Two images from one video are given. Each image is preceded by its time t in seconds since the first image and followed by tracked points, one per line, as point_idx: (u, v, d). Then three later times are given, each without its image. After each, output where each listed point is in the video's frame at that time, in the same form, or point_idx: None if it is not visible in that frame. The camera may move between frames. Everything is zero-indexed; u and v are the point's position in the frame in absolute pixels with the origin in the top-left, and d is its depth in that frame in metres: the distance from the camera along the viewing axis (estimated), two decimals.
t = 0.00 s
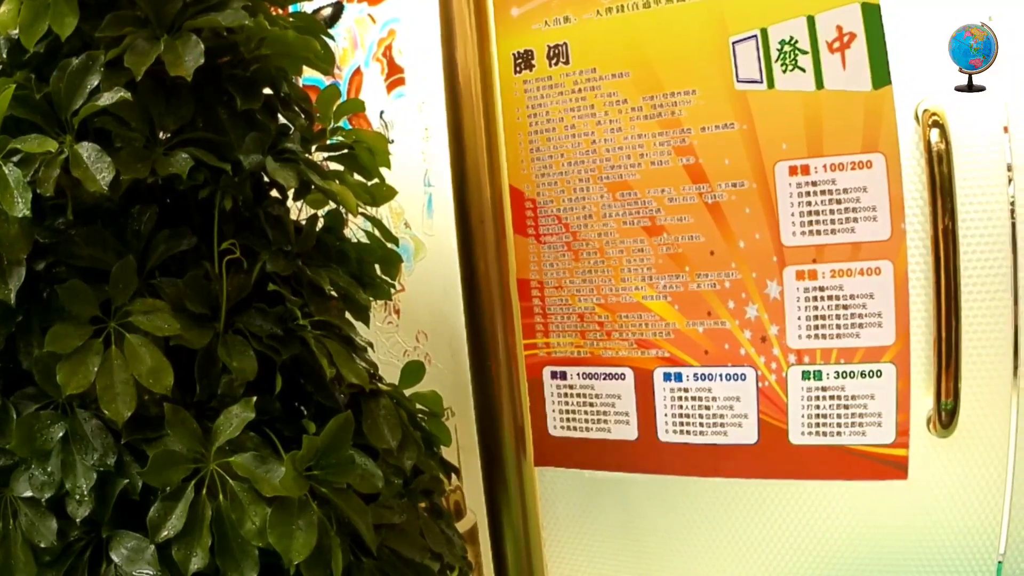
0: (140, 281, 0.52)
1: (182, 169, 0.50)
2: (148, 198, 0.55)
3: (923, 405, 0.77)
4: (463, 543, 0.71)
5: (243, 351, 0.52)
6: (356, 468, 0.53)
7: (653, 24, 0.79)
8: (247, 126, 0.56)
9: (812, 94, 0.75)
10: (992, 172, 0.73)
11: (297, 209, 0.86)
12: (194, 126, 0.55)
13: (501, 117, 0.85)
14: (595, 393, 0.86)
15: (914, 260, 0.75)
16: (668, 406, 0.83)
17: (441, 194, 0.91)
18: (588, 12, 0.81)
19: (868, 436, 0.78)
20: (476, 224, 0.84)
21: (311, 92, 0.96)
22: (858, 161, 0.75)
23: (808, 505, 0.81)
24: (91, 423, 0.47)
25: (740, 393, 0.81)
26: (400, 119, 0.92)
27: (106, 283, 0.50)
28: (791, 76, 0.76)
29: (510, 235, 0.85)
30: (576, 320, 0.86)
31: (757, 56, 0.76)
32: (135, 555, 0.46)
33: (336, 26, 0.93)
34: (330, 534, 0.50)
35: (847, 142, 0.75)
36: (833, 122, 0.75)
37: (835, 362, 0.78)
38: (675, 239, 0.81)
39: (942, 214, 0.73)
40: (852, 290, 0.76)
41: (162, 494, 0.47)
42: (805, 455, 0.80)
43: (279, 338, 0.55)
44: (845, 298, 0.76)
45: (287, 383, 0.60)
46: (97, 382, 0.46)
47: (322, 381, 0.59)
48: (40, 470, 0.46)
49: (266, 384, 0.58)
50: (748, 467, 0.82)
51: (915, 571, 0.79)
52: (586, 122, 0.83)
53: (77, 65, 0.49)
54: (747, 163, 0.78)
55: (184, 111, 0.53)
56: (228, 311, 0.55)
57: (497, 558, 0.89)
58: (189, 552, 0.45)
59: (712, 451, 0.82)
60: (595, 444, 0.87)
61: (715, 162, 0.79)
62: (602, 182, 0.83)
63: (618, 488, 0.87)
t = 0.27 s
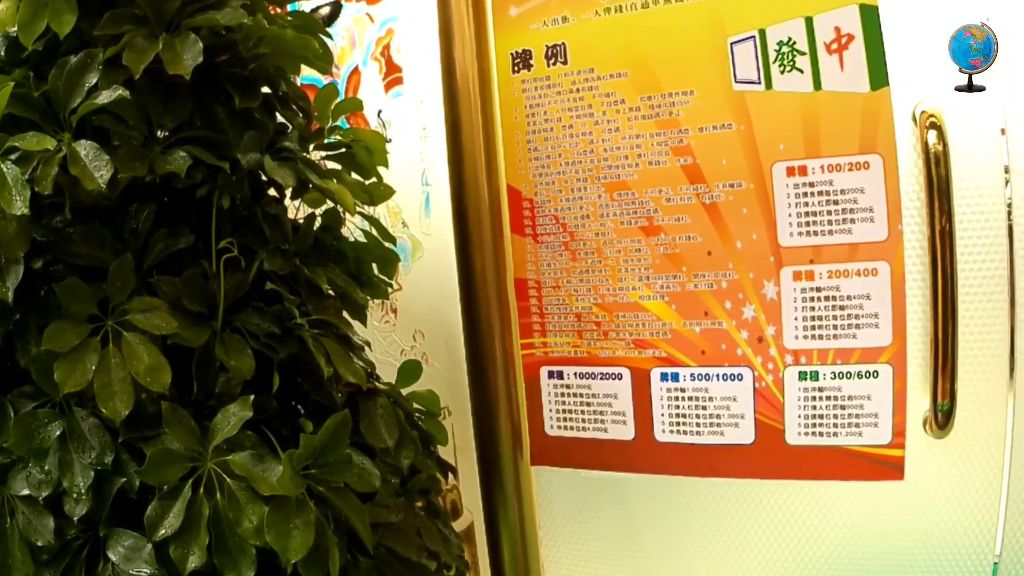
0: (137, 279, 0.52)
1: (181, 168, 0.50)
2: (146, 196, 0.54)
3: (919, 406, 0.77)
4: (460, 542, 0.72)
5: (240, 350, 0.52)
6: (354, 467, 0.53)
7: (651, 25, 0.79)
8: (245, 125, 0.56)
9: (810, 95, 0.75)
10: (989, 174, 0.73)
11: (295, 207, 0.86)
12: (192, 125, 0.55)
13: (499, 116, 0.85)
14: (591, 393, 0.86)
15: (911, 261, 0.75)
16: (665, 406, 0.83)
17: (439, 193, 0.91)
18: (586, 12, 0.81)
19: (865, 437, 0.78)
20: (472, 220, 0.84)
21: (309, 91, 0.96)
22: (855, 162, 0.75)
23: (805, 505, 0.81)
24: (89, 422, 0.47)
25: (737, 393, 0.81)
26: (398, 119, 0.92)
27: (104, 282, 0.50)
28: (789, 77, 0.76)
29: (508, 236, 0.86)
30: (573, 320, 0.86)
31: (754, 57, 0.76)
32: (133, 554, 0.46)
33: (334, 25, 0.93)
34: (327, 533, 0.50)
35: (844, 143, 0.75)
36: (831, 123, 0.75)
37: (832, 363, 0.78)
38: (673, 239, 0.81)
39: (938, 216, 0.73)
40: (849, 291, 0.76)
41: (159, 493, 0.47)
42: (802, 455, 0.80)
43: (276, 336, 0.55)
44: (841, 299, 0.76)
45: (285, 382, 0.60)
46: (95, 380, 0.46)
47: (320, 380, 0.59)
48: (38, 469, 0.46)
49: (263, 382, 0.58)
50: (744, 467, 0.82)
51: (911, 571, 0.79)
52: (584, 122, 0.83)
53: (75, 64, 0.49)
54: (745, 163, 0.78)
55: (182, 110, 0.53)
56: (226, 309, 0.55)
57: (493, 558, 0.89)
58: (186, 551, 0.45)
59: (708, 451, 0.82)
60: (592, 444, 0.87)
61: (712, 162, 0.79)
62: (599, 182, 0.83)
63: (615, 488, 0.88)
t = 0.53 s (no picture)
0: (134, 278, 0.51)
1: (177, 166, 0.50)
2: (142, 195, 0.54)
3: (915, 406, 0.77)
4: (456, 541, 0.72)
5: (236, 349, 0.52)
6: (350, 466, 0.53)
7: (647, 24, 0.79)
8: (242, 124, 0.56)
9: (806, 95, 0.76)
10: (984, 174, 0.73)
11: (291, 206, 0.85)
12: (188, 124, 0.55)
13: (495, 115, 0.85)
14: (587, 392, 0.86)
15: (907, 262, 0.76)
16: (661, 406, 0.84)
17: (436, 193, 0.91)
18: (583, 11, 0.81)
19: (860, 436, 0.78)
20: (469, 219, 0.84)
21: (305, 90, 0.96)
22: (851, 163, 0.75)
23: (800, 505, 0.82)
24: (85, 421, 0.47)
25: (733, 393, 0.81)
26: (394, 118, 0.91)
27: (101, 281, 0.50)
28: (786, 77, 0.76)
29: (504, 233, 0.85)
30: (569, 319, 0.86)
31: (751, 57, 0.77)
32: (129, 553, 0.46)
33: (330, 24, 0.93)
34: (323, 532, 0.50)
35: (841, 143, 0.75)
36: (827, 123, 0.75)
37: (828, 363, 0.78)
38: (669, 239, 0.81)
39: (936, 218, 0.73)
40: (844, 291, 0.76)
41: (156, 492, 0.47)
42: (797, 455, 0.80)
43: (272, 335, 0.55)
44: (837, 299, 0.77)
45: (281, 381, 0.59)
46: (92, 379, 0.46)
47: (316, 379, 0.59)
48: (34, 467, 0.46)
49: (260, 381, 0.57)
50: (739, 466, 0.82)
51: (906, 571, 0.80)
52: (580, 122, 0.83)
53: (72, 62, 0.48)
54: (741, 163, 0.78)
55: (178, 108, 0.53)
56: (222, 308, 0.55)
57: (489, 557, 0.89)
58: (183, 550, 0.45)
59: (704, 450, 0.83)
60: (587, 443, 0.87)
61: (708, 162, 0.79)
62: (595, 181, 0.83)
63: (611, 487, 0.88)
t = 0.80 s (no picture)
0: (128, 276, 0.51)
1: (172, 164, 0.50)
2: (137, 193, 0.54)
3: (909, 405, 0.78)
4: (450, 540, 0.71)
5: (232, 347, 0.52)
6: (346, 464, 0.53)
7: (643, 24, 0.79)
8: (237, 122, 0.56)
9: (801, 95, 0.76)
10: (979, 174, 0.74)
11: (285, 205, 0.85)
12: (183, 121, 0.54)
13: (490, 114, 0.85)
14: (582, 391, 0.86)
15: (901, 262, 0.76)
16: (655, 405, 0.84)
17: (430, 191, 0.91)
18: (578, 11, 0.82)
19: (854, 435, 0.78)
20: (464, 217, 0.85)
21: (299, 88, 0.96)
22: (846, 162, 0.75)
23: (795, 504, 0.82)
24: (80, 419, 0.46)
25: (727, 392, 0.81)
26: (389, 117, 0.91)
27: (95, 279, 0.50)
28: (781, 77, 0.76)
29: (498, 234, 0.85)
30: (564, 318, 0.86)
31: (746, 57, 0.77)
32: (124, 552, 0.45)
33: (325, 22, 0.92)
34: (319, 531, 0.50)
35: (835, 143, 0.75)
36: (822, 123, 0.76)
37: (822, 362, 0.78)
38: (664, 238, 0.81)
39: (930, 218, 0.73)
40: (839, 290, 0.77)
41: (151, 490, 0.47)
42: (791, 454, 0.80)
43: (267, 334, 0.55)
44: (831, 298, 0.77)
45: (276, 379, 0.59)
46: (87, 378, 0.46)
47: (311, 378, 0.58)
48: (29, 466, 0.45)
49: (255, 380, 0.57)
50: (733, 465, 0.82)
51: (900, 570, 0.80)
52: (576, 121, 0.83)
53: (67, 60, 0.48)
54: (736, 163, 0.78)
55: (175, 107, 0.53)
56: (217, 307, 0.55)
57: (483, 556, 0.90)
58: (178, 548, 0.45)
59: (698, 449, 0.83)
60: (582, 442, 0.87)
61: (703, 161, 0.79)
62: (590, 180, 0.83)
63: (606, 487, 0.88)
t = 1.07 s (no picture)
0: (124, 276, 0.51)
1: (168, 164, 0.49)
2: (133, 193, 0.54)
3: (904, 407, 0.78)
4: (445, 542, 0.71)
5: (227, 348, 0.51)
6: (342, 466, 0.53)
7: (639, 25, 0.80)
8: (233, 122, 0.56)
9: (797, 97, 0.76)
10: (974, 176, 0.74)
11: (279, 205, 0.85)
12: (179, 121, 0.54)
13: (486, 115, 0.85)
14: (577, 393, 0.86)
15: (896, 264, 0.76)
16: (650, 406, 0.84)
17: (425, 192, 0.91)
18: (575, 12, 0.82)
19: (849, 437, 0.79)
20: (459, 220, 0.84)
21: (295, 89, 0.95)
22: (841, 164, 0.76)
23: (788, 505, 0.82)
24: (75, 420, 0.46)
25: (722, 393, 0.81)
26: (384, 117, 0.91)
27: (91, 279, 0.49)
28: (777, 79, 0.76)
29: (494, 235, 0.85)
30: (559, 319, 0.86)
31: (742, 59, 0.77)
32: (119, 553, 0.45)
33: (321, 22, 0.92)
34: (315, 532, 0.49)
35: (831, 145, 0.76)
36: (817, 124, 0.76)
37: (817, 364, 0.79)
38: (659, 239, 0.81)
39: (925, 217, 0.73)
40: (834, 292, 0.77)
41: (146, 492, 0.46)
42: (786, 455, 0.81)
43: (263, 335, 0.55)
44: (827, 300, 0.77)
45: (271, 380, 0.59)
46: (82, 378, 0.45)
47: (307, 379, 0.58)
48: (23, 467, 0.45)
49: (250, 381, 0.57)
50: (728, 466, 0.82)
51: (893, 570, 0.80)
52: (571, 122, 0.83)
53: (63, 59, 0.48)
54: (731, 164, 0.78)
55: (170, 106, 0.52)
56: (212, 307, 0.54)
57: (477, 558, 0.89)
58: (173, 550, 0.45)
59: (693, 450, 0.83)
60: (577, 443, 0.87)
61: (699, 162, 0.79)
62: (586, 182, 0.83)
63: (600, 487, 0.88)
